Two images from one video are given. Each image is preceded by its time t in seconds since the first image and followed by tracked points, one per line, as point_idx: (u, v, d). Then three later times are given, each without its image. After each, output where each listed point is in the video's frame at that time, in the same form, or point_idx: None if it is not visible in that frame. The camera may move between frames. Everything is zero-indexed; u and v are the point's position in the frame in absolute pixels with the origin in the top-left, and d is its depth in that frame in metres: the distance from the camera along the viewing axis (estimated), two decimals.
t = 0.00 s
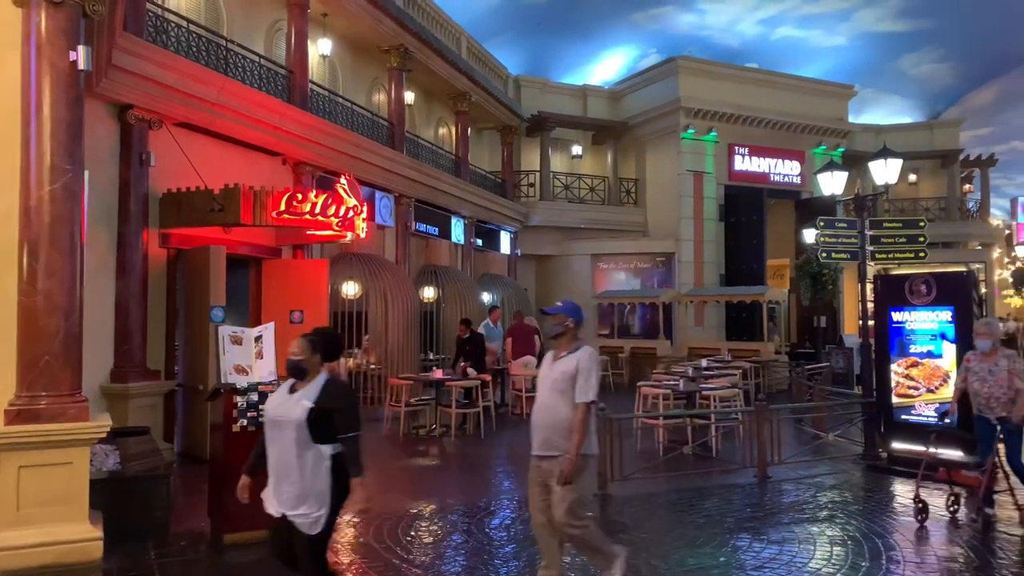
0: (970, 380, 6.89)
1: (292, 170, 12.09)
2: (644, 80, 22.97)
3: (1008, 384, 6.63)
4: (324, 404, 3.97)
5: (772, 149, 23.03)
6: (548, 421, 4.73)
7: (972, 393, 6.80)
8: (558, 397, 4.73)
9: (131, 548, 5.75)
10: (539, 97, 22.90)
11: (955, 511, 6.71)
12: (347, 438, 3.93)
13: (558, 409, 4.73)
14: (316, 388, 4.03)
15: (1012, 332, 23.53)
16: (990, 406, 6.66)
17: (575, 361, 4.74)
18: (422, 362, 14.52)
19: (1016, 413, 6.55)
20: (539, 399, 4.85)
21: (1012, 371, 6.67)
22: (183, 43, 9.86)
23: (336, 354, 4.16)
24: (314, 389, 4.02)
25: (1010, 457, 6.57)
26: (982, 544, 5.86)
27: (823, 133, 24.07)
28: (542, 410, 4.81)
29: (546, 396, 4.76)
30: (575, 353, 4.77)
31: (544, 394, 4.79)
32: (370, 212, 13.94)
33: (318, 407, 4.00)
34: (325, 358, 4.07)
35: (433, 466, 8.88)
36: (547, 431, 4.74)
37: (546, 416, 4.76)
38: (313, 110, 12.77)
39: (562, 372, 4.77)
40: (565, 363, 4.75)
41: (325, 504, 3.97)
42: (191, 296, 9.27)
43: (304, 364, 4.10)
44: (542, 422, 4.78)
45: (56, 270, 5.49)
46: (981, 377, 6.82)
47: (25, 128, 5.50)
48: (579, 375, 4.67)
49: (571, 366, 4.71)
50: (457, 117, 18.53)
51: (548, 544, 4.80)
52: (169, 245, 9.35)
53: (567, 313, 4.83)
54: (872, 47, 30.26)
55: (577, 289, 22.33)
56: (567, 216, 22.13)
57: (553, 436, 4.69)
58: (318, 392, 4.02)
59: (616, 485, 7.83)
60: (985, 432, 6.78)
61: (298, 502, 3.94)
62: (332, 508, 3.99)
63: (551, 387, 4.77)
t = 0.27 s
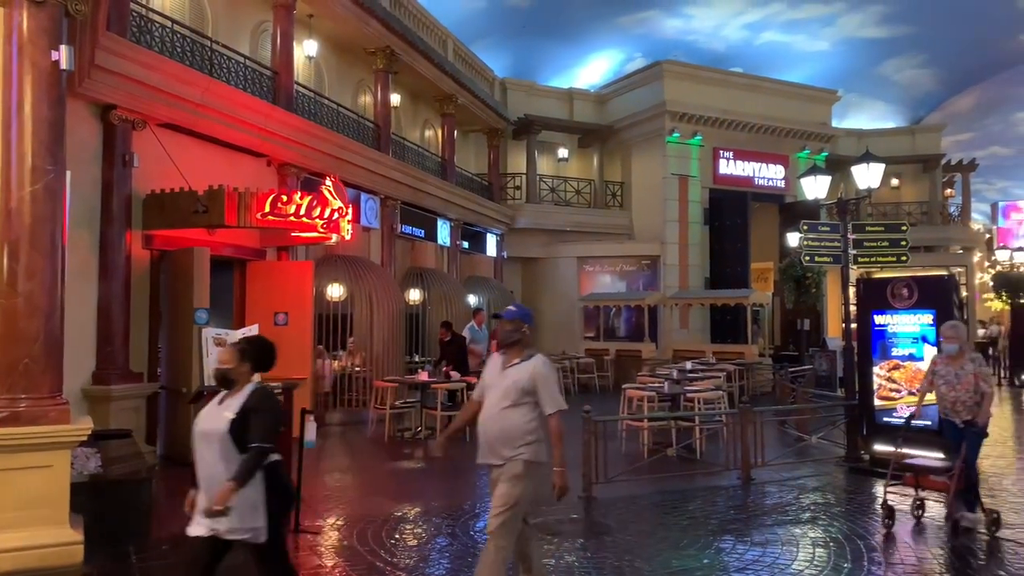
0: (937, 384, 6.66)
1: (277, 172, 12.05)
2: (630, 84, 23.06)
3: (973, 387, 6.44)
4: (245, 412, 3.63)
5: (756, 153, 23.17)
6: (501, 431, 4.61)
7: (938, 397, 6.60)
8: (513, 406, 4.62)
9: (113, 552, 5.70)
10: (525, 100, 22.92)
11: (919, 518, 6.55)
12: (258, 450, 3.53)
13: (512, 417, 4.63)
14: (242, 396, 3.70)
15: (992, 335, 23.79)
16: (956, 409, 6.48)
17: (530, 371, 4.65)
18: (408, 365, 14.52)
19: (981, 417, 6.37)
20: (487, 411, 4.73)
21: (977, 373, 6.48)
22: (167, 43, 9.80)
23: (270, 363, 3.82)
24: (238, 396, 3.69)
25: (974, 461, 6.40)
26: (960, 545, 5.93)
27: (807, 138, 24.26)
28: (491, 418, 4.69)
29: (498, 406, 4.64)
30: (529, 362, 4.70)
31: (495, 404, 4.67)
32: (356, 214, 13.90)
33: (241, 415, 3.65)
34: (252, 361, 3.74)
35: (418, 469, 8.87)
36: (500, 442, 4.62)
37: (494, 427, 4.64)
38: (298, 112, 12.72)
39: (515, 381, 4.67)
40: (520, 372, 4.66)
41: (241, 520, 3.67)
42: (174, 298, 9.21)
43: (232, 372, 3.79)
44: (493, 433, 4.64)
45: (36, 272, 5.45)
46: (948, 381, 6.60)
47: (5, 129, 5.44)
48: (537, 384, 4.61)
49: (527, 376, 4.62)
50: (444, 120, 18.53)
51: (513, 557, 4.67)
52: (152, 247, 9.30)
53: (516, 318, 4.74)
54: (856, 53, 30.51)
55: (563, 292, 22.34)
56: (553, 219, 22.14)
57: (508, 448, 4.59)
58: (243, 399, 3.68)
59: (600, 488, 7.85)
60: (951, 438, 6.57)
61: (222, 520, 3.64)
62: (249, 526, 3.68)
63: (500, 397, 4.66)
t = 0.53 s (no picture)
0: (905, 388, 6.54)
1: (261, 172, 11.98)
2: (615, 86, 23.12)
3: (941, 391, 6.31)
4: (163, 411, 3.35)
5: (740, 156, 23.31)
6: (441, 440, 4.04)
7: (905, 400, 6.48)
8: (455, 414, 4.05)
9: (94, 555, 5.65)
10: (511, 101, 22.93)
11: (886, 522, 6.46)
12: (181, 451, 3.26)
13: (454, 425, 4.06)
14: (159, 393, 3.42)
15: (972, 337, 24.06)
16: (922, 413, 6.35)
17: (477, 375, 4.08)
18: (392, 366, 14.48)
19: (945, 421, 6.23)
20: (427, 417, 4.17)
21: (946, 378, 6.33)
22: (150, 42, 9.72)
23: (190, 357, 3.53)
24: (156, 393, 3.41)
25: (939, 465, 6.28)
26: (941, 543, 5.99)
27: (790, 141, 24.45)
28: (431, 426, 4.11)
29: (440, 412, 4.06)
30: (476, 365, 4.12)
31: (436, 410, 4.09)
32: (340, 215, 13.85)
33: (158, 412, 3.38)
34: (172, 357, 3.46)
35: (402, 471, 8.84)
36: (440, 453, 4.05)
37: (433, 435, 4.07)
38: (283, 112, 12.67)
39: (460, 385, 4.09)
40: (466, 375, 4.09)
41: (175, 526, 3.42)
42: (156, 299, 9.14)
43: (147, 368, 3.51)
44: (433, 442, 4.07)
45: (15, 273, 5.38)
46: (915, 385, 6.48)
47: None
48: (483, 390, 4.04)
49: (473, 380, 4.05)
50: (429, 121, 18.51)
51: (469, 562, 4.66)
52: (134, 247, 9.22)
53: (468, 320, 4.21)
54: (839, 57, 30.76)
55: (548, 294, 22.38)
56: (539, 221, 22.16)
57: (447, 459, 4.01)
58: (160, 397, 3.40)
59: (584, 489, 7.86)
60: (918, 441, 6.49)
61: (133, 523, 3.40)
62: (185, 531, 3.44)
63: (440, 403, 4.09)
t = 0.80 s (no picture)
0: (873, 390, 6.58)
1: (244, 172, 11.91)
2: (600, 88, 23.17)
3: (909, 393, 6.38)
4: (84, 428, 3.14)
5: (725, 158, 23.43)
6: (382, 445, 3.83)
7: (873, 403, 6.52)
8: (393, 416, 3.82)
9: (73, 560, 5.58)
10: (496, 102, 22.93)
11: (853, 525, 6.49)
12: (119, 469, 3.15)
13: (394, 430, 3.83)
14: (74, 407, 3.19)
15: (953, 338, 24.31)
16: (891, 415, 6.39)
17: (415, 375, 3.84)
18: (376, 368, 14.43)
19: (912, 423, 6.27)
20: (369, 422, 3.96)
21: (913, 379, 6.41)
22: (132, 41, 9.63)
23: (106, 369, 3.36)
24: (70, 409, 3.17)
25: (911, 467, 6.34)
26: (921, 543, 6.04)
27: (774, 143, 24.60)
28: (373, 432, 3.90)
29: (379, 416, 3.85)
30: (415, 365, 3.87)
31: (376, 414, 3.87)
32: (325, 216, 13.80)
33: (75, 429, 3.15)
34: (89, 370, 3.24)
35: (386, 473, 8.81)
36: (382, 459, 3.83)
37: (375, 439, 3.85)
38: (267, 112, 12.60)
39: (400, 386, 3.86)
40: (404, 375, 3.85)
41: (85, 553, 3.18)
42: (138, 300, 9.06)
43: (60, 380, 3.27)
44: (374, 448, 3.86)
45: None
46: (883, 387, 6.53)
47: None
48: (421, 389, 3.79)
49: (411, 379, 3.81)
50: (414, 121, 18.47)
51: None
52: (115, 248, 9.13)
53: (411, 317, 3.93)
54: (822, 60, 30.98)
55: (534, 295, 22.38)
56: (524, 222, 22.14)
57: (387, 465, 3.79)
58: (75, 412, 3.17)
59: (568, 490, 7.88)
60: (882, 446, 6.49)
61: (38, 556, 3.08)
62: (95, 557, 3.22)
63: (379, 406, 3.88)
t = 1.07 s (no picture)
0: (837, 392, 6.60)
1: (228, 172, 11.84)
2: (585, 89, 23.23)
3: (873, 396, 6.40)
4: None
5: (709, 160, 23.55)
6: (306, 453, 3.88)
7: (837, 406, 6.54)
8: (318, 424, 3.87)
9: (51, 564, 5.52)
10: (482, 103, 22.91)
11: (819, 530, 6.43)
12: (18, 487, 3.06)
13: (317, 437, 3.88)
14: None
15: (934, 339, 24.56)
16: (857, 418, 6.42)
17: (339, 381, 3.90)
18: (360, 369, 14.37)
19: (875, 427, 6.34)
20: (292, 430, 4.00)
21: (875, 381, 6.47)
22: (114, 40, 9.56)
23: None
24: None
25: (880, 467, 6.37)
26: (901, 544, 6.08)
27: (758, 146, 24.74)
28: (296, 440, 3.94)
29: (303, 424, 3.90)
30: (338, 371, 3.93)
31: (300, 422, 3.92)
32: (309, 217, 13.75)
33: None
34: None
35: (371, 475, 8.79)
36: (306, 467, 3.88)
37: (300, 446, 3.91)
38: (251, 112, 12.54)
39: (323, 393, 3.91)
40: (329, 383, 3.90)
41: None
42: (120, 301, 8.99)
43: None
44: (298, 456, 3.91)
45: None
46: (846, 390, 6.55)
47: None
48: (345, 396, 3.85)
49: (335, 386, 3.87)
50: (399, 121, 18.42)
51: None
52: (97, 248, 9.04)
53: (335, 323, 4.00)
54: (804, 63, 31.22)
55: (519, 297, 22.38)
56: (510, 223, 22.11)
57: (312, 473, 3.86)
58: None
59: (553, 491, 7.88)
60: (846, 446, 6.51)
61: None
62: None
63: (303, 413, 3.93)
